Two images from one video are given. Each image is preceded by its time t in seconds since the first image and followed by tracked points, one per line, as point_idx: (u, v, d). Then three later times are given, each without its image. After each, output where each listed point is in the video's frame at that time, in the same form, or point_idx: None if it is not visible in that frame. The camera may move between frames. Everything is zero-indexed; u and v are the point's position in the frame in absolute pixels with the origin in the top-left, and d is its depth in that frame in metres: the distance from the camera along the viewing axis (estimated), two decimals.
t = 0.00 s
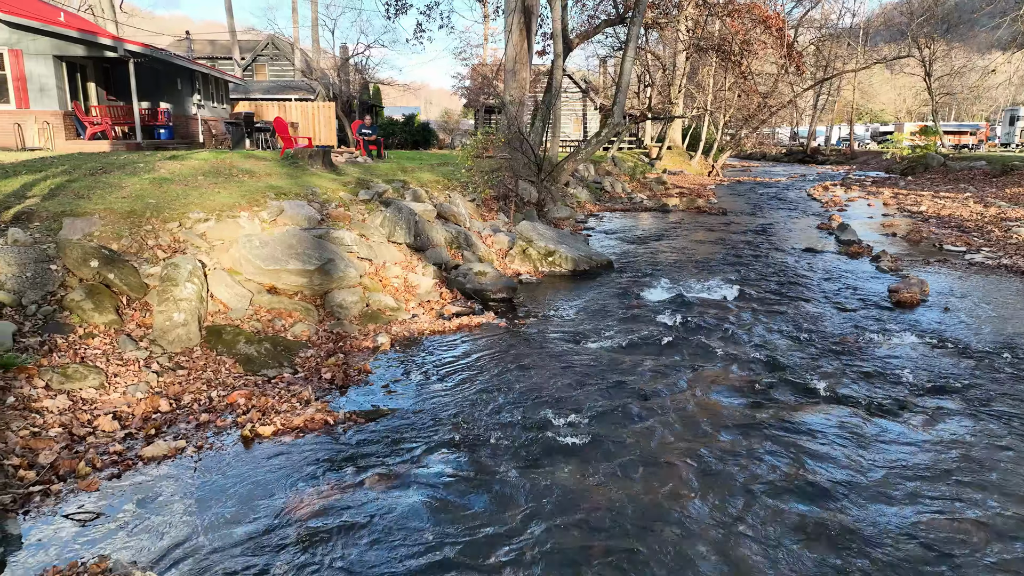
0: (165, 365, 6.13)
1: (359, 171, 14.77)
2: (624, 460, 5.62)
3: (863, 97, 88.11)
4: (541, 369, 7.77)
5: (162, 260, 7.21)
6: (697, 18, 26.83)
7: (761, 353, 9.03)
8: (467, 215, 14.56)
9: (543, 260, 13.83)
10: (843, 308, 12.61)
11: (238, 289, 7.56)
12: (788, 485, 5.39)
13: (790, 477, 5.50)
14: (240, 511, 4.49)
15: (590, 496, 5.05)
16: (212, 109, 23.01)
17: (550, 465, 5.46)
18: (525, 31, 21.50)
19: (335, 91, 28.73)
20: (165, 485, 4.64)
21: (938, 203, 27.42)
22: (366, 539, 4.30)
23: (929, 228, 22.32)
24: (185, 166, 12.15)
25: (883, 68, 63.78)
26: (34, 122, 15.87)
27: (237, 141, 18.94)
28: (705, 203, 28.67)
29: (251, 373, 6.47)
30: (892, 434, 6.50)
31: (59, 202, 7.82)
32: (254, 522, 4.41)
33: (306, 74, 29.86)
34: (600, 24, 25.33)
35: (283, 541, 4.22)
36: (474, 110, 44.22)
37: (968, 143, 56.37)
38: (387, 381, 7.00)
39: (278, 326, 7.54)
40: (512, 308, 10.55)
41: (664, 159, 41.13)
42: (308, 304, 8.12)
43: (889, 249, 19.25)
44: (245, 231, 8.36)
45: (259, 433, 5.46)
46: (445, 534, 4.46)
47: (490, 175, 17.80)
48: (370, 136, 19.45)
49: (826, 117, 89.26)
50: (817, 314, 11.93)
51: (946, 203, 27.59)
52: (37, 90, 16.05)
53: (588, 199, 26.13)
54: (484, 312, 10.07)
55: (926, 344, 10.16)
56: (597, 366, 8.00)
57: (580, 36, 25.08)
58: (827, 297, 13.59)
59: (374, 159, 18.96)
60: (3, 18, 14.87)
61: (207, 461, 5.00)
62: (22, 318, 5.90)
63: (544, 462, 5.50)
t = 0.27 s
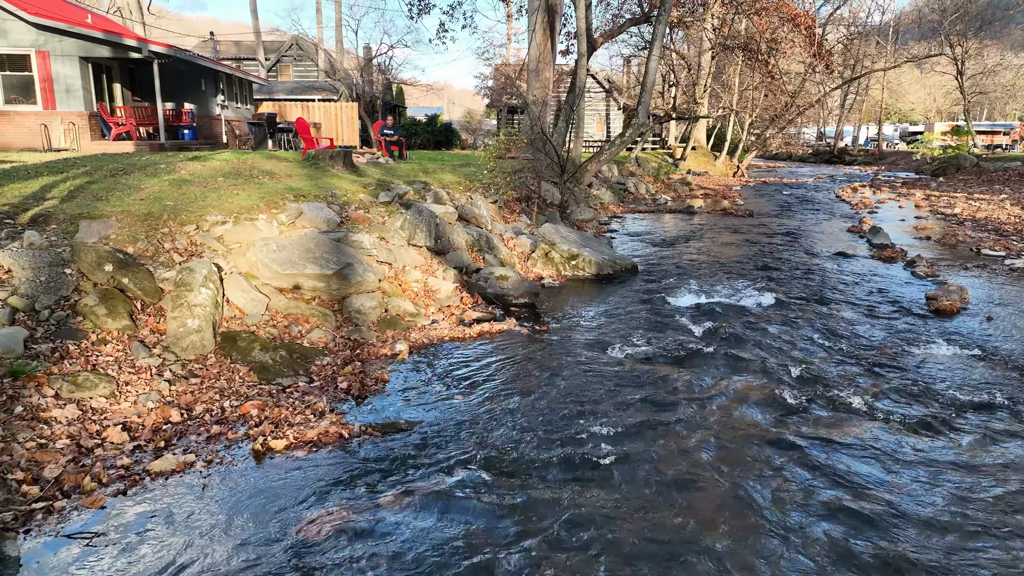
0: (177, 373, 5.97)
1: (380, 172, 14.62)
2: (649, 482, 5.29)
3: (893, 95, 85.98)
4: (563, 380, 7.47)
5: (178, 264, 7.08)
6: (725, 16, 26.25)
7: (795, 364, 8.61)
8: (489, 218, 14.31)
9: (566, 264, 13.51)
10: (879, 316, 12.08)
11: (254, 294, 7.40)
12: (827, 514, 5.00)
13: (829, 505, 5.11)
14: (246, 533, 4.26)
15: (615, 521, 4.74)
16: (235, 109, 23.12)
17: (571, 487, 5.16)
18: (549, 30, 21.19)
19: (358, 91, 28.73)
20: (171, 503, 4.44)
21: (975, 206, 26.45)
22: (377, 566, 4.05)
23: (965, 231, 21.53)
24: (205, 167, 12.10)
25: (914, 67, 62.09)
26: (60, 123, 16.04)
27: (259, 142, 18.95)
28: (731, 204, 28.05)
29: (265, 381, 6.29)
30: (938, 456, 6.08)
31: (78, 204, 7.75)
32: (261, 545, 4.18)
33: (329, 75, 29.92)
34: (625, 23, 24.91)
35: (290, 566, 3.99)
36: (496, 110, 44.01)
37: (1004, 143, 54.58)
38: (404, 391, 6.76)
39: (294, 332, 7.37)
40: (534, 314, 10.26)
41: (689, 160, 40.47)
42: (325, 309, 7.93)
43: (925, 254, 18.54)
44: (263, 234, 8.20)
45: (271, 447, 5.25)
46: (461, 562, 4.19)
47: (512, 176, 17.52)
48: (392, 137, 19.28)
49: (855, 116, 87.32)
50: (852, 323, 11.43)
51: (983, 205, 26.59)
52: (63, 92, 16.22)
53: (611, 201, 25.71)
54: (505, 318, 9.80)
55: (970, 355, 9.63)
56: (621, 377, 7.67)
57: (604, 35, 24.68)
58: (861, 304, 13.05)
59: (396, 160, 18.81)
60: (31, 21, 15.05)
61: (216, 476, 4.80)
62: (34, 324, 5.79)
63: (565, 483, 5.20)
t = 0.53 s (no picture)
0: (190, 383, 5.78)
1: (403, 173, 14.44)
2: (677, 509, 4.96)
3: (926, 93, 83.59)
4: (587, 392, 7.15)
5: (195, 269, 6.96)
6: (754, 14, 25.57)
7: (833, 377, 8.15)
8: (513, 220, 14.02)
9: (591, 267, 13.14)
10: (919, 325, 11.48)
11: (272, 299, 7.23)
12: (871, 551, 4.60)
13: (873, 539, 4.70)
14: (253, 560, 4.02)
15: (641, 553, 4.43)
16: (260, 110, 23.23)
17: (594, 512, 4.85)
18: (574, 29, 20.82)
19: (382, 91, 28.67)
20: (176, 524, 4.22)
21: (1018, 208, 25.36)
22: None
23: (1007, 235, 20.60)
24: (228, 168, 12.07)
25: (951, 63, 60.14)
26: (87, 124, 16.38)
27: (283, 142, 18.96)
28: (759, 206, 27.34)
29: (280, 392, 6.08)
30: (993, 483, 5.61)
31: (96, 207, 7.76)
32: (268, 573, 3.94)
33: (354, 75, 29.93)
34: (652, 21, 24.40)
35: None
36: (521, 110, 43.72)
37: None
38: (424, 403, 6.50)
39: (312, 339, 7.17)
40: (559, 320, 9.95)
41: (716, 160, 39.71)
42: (345, 315, 7.72)
43: (966, 258, 17.74)
44: (282, 239, 8.04)
45: (283, 464, 5.02)
46: None
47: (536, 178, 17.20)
48: (415, 137, 18.96)
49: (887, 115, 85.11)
50: (891, 332, 10.87)
51: None
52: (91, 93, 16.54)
53: (637, 202, 25.18)
54: (529, 325, 9.50)
55: (1021, 369, 9.04)
56: (648, 391, 7.32)
57: (630, 34, 24.20)
58: (901, 312, 12.45)
59: (418, 160, 18.64)
60: (59, 22, 15.28)
61: (225, 496, 4.58)
62: (47, 330, 5.69)
63: (587, 507, 4.89)
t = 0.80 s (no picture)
0: (218, 393, 5.61)
1: (439, 174, 14.24)
2: (727, 544, 4.54)
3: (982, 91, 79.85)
4: (627, 408, 6.74)
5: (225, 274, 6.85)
6: (802, 10, 24.59)
7: (895, 394, 7.52)
8: (550, 223, 13.65)
9: (631, 273, 12.59)
10: (987, 338, 10.65)
11: (303, 305, 7.04)
12: None
13: None
14: None
15: None
16: (300, 110, 23.42)
17: (635, 544, 4.47)
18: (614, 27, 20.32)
19: (420, 92, 28.63)
20: (196, 548, 4.00)
21: None
22: None
23: None
24: (264, 170, 12.06)
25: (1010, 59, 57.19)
26: (130, 125, 17.00)
27: (321, 143, 19.01)
28: (803, 209, 26.29)
29: (308, 404, 5.86)
30: None
31: (131, 207, 8.03)
32: None
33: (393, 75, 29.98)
34: (694, 19, 23.68)
35: None
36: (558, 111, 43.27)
37: None
38: (456, 417, 6.21)
39: (343, 347, 6.95)
40: (597, 329, 9.55)
41: (758, 161, 38.55)
42: (377, 322, 7.49)
43: None
44: (315, 242, 7.90)
45: (309, 483, 4.78)
46: None
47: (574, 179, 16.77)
48: (451, 138, 18.66)
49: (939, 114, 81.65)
50: (956, 346, 10.09)
51: None
52: (134, 94, 17.18)
53: (677, 204, 24.42)
54: (566, 334, 9.11)
55: None
56: (692, 408, 6.86)
57: (672, 32, 23.50)
58: (964, 323, 11.60)
59: (455, 161, 18.39)
60: (104, 25, 16.05)
61: (247, 517, 4.35)
62: (77, 335, 5.62)
63: (627, 538, 4.52)
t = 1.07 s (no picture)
0: (257, 403, 5.43)
1: (488, 176, 13.97)
2: None
3: None
4: (684, 427, 6.23)
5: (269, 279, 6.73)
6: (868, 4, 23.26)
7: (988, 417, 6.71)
8: (601, 226, 13.16)
9: (685, 280, 11.75)
10: None
11: (347, 311, 6.84)
12: None
13: None
14: None
15: None
16: (351, 111, 23.61)
17: None
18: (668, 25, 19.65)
19: (470, 92, 28.57)
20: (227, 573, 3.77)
21: None
22: None
23: None
24: (313, 171, 12.06)
25: None
26: (186, 125, 17.67)
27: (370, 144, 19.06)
28: (866, 213, 24.89)
29: (349, 416, 5.62)
30: None
31: (179, 208, 8.10)
32: None
33: (443, 76, 29.96)
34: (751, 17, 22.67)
35: None
36: (608, 111, 42.56)
37: None
38: (502, 434, 5.85)
39: (386, 356, 6.72)
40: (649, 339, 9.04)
41: (817, 163, 37.08)
42: (422, 330, 7.24)
43: None
44: (360, 247, 7.73)
45: (346, 503, 4.52)
46: None
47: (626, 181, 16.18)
48: (500, 138, 18.29)
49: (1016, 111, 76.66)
50: None
51: None
52: (190, 95, 17.66)
53: (732, 207, 23.32)
54: (617, 344, 8.66)
55: None
56: (755, 428, 6.29)
57: (727, 30, 22.58)
58: None
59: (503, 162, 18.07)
60: (163, 27, 16.67)
61: (281, 539, 4.10)
62: (119, 340, 5.54)
63: None
